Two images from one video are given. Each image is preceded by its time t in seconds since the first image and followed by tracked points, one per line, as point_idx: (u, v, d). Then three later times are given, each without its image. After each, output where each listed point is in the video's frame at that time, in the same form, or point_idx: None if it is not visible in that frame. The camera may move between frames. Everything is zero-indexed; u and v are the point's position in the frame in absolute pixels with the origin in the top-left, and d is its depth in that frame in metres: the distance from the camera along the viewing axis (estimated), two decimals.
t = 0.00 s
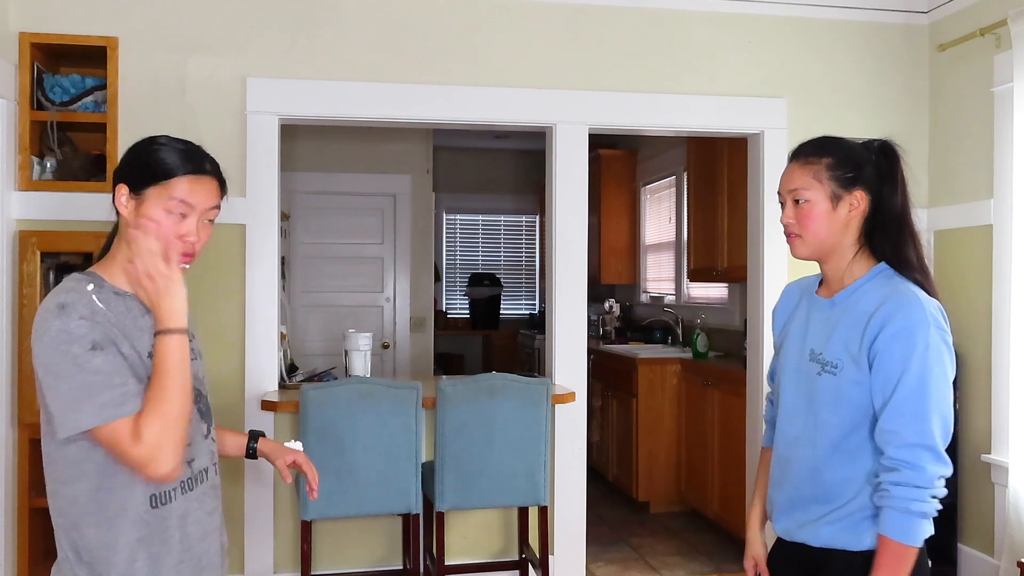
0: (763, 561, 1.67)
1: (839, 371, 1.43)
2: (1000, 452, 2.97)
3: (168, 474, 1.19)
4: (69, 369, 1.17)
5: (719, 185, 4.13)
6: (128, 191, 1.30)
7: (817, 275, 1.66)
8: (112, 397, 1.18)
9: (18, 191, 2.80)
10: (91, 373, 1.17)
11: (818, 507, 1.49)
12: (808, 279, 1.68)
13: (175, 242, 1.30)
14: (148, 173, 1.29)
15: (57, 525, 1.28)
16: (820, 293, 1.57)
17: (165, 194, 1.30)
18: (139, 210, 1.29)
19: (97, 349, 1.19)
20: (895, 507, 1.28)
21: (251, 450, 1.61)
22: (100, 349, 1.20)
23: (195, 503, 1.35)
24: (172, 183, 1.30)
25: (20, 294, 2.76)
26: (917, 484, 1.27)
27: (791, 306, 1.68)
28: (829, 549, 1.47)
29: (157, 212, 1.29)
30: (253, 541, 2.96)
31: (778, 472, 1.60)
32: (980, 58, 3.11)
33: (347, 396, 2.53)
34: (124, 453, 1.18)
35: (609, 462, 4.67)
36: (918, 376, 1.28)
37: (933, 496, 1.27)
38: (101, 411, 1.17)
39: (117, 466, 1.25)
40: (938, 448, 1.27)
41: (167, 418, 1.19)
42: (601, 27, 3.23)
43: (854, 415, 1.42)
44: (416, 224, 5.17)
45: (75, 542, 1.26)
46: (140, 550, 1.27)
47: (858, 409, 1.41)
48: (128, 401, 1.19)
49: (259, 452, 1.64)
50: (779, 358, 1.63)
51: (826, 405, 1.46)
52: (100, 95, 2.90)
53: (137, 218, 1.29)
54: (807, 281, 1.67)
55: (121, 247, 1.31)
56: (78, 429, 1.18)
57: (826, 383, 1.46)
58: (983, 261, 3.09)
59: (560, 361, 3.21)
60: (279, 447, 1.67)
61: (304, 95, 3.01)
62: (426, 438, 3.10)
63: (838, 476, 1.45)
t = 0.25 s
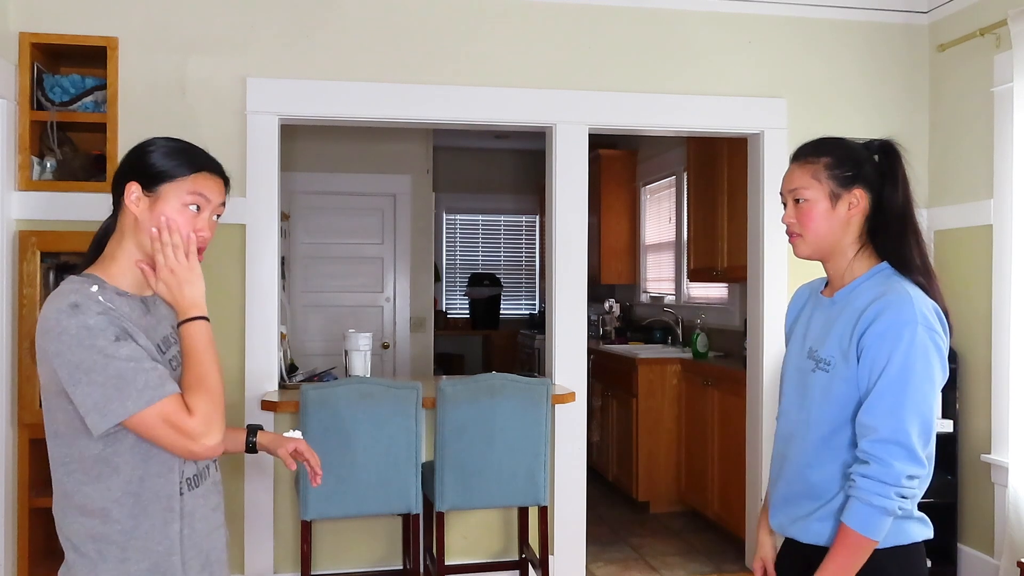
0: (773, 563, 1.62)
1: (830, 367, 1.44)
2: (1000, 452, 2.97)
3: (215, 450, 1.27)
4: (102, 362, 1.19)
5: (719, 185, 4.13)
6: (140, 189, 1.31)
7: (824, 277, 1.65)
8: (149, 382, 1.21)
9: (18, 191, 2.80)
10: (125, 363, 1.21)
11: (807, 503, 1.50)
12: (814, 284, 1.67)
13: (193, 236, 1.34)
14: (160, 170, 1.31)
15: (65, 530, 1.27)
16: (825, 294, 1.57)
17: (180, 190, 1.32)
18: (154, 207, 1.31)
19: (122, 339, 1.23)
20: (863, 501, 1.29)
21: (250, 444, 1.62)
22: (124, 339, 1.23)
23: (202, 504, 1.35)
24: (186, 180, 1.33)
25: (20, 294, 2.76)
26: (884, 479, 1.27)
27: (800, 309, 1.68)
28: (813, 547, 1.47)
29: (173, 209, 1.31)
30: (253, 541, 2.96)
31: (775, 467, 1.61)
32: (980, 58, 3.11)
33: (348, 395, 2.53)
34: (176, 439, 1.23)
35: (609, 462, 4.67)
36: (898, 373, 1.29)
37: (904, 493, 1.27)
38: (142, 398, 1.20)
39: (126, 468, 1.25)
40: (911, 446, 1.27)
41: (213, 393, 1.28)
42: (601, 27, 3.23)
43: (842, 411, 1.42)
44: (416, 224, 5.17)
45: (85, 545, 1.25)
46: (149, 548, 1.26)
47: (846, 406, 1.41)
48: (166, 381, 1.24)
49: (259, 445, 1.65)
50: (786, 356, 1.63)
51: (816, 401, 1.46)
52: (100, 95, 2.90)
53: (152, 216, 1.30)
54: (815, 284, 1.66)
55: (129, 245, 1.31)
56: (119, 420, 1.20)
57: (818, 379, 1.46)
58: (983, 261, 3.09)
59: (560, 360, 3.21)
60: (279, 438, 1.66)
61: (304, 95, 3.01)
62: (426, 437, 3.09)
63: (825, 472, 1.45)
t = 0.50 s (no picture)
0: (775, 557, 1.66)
1: (825, 366, 1.44)
2: (1000, 452, 2.97)
3: (206, 466, 1.27)
4: (105, 365, 1.19)
5: (719, 185, 4.13)
6: (148, 186, 1.31)
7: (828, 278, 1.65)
8: (148, 389, 1.21)
9: (18, 191, 2.80)
10: (128, 367, 1.20)
11: (803, 501, 1.50)
12: (819, 285, 1.66)
13: (202, 233, 1.35)
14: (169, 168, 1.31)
15: (58, 533, 1.27)
16: (826, 293, 1.57)
17: (188, 190, 1.33)
18: (163, 206, 1.31)
19: (126, 343, 1.22)
20: (861, 502, 1.29)
21: (237, 451, 1.61)
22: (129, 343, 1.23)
23: (197, 507, 1.35)
24: (194, 179, 1.34)
25: (20, 294, 2.76)
26: (878, 481, 1.28)
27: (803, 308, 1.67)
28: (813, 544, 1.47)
29: (182, 209, 1.32)
30: (253, 541, 2.97)
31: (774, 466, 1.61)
32: (980, 58, 3.11)
33: (348, 395, 2.53)
34: (172, 449, 1.22)
35: (609, 462, 4.67)
36: (888, 373, 1.29)
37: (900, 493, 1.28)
38: (140, 404, 1.20)
39: (119, 471, 1.25)
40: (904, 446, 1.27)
41: (212, 408, 1.29)
42: (600, 27, 3.23)
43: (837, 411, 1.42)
44: (416, 224, 5.17)
45: (77, 549, 1.25)
46: (145, 549, 1.26)
47: (840, 406, 1.41)
48: (165, 391, 1.23)
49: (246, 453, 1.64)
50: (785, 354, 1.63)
51: (812, 401, 1.46)
52: (100, 95, 2.90)
53: (161, 214, 1.31)
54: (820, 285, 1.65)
55: (133, 242, 1.31)
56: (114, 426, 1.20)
57: (814, 379, 1.46)
58: (983, 261, 3.09)
59: (560, 361, 3.21)
60: (267, 448, 1.66)
61: (304, 95, 3.01)
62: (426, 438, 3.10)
63: (820, 471, 1.45)
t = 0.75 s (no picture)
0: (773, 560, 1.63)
1: (827, 366, 1.44)
2: (1000, 452, 2.97)
3: (158, 508, 1.22)
4: (109, 379, 1.18)
5: (719, 185, 4.13)
6: (160, 181, 1.30)
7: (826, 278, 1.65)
8: (138, 416, 1.19)
9: (18, 191, 2.80)
10: (130, 387, 1.19)
11: (805, 499, 1.50)
12: (817, 286, 1.66)
13: (209, 231, 1.37)
14: (180, 165, 1.32)
15: (35, 533, 1.26)
16: (825, 294, 1.57)
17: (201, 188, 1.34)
18: (176, 201, 1.32)
19: (137, 361, 1.21)
20: (882, 502, 1.29)
21: (234, 446, 1.62)
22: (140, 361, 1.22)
23: (177, 517, 1.36)
24: (207, 177, 1.35)
25: (20, 294, 2.76)
26: (898, 479, 1.28)
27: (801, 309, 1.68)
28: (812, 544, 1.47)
29: (194, 205, 1.33)
30: (253, 541, 2.97)
31: (775, 466, 1.60)
32: (980, 58, 3.12)
33: (348, 395, 2.53)
34: (133, 472, 1.19)
35: (608, 462, 4.67)
36: (897, 373, 1.29)
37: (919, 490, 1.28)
38: (127, 429, 1.18)
39: (106, 479, 1.24)
40: (919, 442, 1.28)
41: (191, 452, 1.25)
42: (600, 27, 3.23)
43: (841, 410, 1.42)
44: (416, 224, 5.16)
45: (55, 552, 1.24)
46: (125, 556, 1.26)
47: (845, 405, 1.41)
48: (154, 424, 1.20)
49: (243, 447, 1.65)
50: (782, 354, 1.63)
51: (814, 400, 1.46)
52: (100, 95, 2.90)
53: (173, 210, 1.32)
54: (816, 286, 1.66)
55: (141, 235, 1.32)
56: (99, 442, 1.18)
57: (816, 378, 1.46)
58: (983, 261, 3.09)
59: (560, 361, 3.21)
60: (261, 441, 1.69)
61: (304, 95, 3.01)
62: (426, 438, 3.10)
63: (825, 470, 1.45)
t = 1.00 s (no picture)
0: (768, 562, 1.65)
1: (828, 365, 1.44)
2: (1000, 452, 2.97)
3: (124, 513, 1.17)
4: (104, 379, 1.17)
5: (719, 185, 4.13)
6: (171, 180, 1.31)
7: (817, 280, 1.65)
8: (121, 419, 1.16)
9: (18, 191, 2.80)
10: (125, 389, 1.18)
11: (806, 498, 1.49)
12: (808, 287, 1.67)
13: (213, 231, 1.38)
14: (189, 165, 1.33)
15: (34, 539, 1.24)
16: (818, 294, 1.57)
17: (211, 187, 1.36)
18: (186, 200, 1.33)
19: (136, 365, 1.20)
20: (890, 499, 1.28)
21: (203, 455, 1.61)
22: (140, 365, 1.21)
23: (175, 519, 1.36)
24: (215, 177, 1.37)
25: (20, 294, 2.76)
26: (905, 476, 1.27)
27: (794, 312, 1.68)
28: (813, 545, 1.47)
29: (204, 204, 1.35)
30: (253, 541, 2.97)
31: (773, 467, 1.59)
32: (980, 58, 3.12)
33: (348, 395, 2.53)
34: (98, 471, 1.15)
35: (608, 462, 4.67)
36: (903, 371, 1.29)
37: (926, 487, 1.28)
38: (105, 430, 1.15)
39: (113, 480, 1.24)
40: (926, 439, 1.28)
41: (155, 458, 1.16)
42: (601, 27, 3.23)
43: (843, 409, 1.42)
44: (416, 224, 5.17)
45: (57, 558, 1.23)
46: (129, 556, 1.26)
47: (847, 404, 1.41)
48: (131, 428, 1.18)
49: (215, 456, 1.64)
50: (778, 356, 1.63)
51: (815, 400, 1.46)
52: (100, 95, 2.90)
53: (184, 210, 1.33)
54: (808, 286, 1.66)
55: (150, 233, 1.31)
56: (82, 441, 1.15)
57: (817, 378, 1.46)
58: (983, 261, 3.09)
59: (560, 360, 3.21)
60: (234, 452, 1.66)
61: (304, 95, 3.01)
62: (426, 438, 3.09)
63: (826, 469, 1.45)
